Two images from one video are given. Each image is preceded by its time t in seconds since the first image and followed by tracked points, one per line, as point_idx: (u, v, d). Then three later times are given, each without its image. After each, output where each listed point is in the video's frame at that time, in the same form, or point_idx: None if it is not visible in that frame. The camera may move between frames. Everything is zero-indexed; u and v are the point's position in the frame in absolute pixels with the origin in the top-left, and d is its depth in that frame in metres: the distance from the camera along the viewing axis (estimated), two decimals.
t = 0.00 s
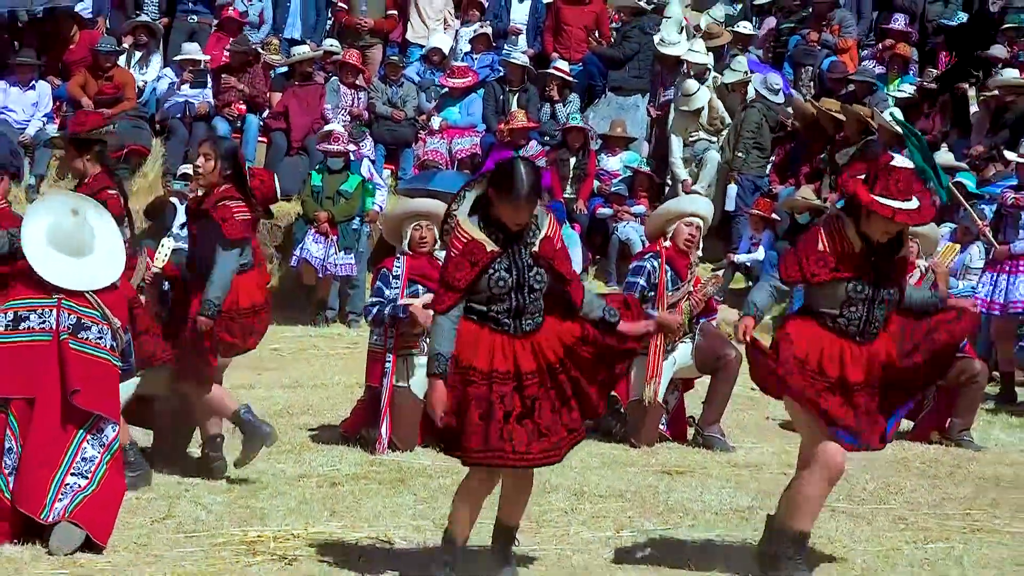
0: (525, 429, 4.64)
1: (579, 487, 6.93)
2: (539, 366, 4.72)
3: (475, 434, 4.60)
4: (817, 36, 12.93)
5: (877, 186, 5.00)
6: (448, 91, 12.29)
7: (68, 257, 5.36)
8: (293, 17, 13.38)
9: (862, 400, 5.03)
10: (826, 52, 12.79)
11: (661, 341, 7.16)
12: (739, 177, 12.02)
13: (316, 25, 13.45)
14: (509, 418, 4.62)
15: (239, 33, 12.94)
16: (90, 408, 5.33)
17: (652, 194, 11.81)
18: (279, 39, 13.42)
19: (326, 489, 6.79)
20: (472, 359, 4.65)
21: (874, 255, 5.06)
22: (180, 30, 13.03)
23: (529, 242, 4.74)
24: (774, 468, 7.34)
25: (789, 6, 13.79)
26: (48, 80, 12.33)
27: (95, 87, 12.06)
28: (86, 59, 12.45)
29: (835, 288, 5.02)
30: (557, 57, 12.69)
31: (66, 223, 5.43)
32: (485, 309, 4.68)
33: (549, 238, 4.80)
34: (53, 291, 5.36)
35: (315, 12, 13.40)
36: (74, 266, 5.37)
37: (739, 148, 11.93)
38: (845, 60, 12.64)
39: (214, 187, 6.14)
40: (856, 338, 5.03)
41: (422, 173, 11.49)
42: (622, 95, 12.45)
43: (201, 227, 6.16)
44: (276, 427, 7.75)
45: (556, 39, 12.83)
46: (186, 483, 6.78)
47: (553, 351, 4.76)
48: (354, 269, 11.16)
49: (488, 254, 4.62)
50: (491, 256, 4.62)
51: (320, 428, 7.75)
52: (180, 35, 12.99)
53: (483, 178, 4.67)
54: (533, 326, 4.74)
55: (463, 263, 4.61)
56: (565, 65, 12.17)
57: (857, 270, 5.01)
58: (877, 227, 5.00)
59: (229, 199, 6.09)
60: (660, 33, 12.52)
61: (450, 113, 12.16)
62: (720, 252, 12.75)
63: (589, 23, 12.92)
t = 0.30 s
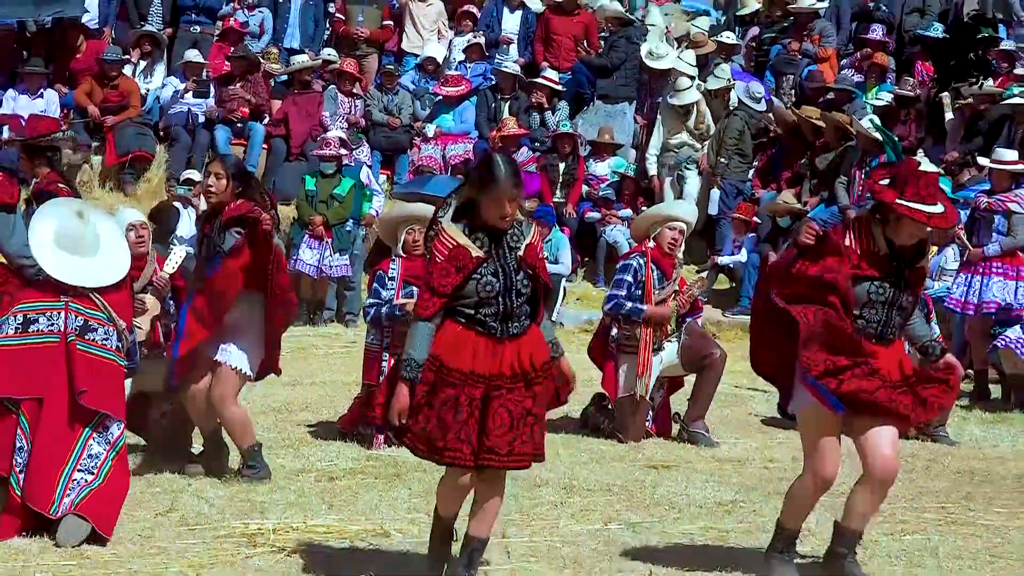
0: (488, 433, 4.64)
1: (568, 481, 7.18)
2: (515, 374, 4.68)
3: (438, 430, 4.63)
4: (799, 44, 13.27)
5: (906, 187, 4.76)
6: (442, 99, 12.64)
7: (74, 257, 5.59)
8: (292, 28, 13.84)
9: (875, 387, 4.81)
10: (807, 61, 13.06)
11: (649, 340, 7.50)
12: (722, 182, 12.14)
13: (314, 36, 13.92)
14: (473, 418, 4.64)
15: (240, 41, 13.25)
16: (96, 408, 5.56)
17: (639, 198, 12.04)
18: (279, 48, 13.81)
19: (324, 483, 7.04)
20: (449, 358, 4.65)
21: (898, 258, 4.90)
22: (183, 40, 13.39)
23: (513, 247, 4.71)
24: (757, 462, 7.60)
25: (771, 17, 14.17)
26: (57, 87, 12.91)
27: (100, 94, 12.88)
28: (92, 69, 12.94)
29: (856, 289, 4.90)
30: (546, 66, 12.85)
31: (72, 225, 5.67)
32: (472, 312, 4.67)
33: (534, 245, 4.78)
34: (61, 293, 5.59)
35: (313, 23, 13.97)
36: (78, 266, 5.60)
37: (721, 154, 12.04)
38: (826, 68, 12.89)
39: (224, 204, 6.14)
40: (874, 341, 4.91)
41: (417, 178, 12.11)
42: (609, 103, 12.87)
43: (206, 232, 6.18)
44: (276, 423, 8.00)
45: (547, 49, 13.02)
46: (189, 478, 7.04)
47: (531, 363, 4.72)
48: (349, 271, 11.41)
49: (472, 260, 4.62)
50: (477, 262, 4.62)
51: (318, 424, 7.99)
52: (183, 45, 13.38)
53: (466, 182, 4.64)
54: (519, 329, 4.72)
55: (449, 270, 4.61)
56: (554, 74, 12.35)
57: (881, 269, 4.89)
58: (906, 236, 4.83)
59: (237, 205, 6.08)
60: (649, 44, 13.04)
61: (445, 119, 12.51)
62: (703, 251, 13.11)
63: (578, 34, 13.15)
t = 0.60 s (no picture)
0: (481, 445, 4.57)
1: (550, 474, 7.45)
2: (491, 382, 4.64)
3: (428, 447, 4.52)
4: (774, 52, 13.63)
5: (938, 180, 4.71)
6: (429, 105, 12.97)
7: (72, 256, 5.81)
8: (284, 36, 14.43)
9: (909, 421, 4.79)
10: (781, 68, 13.42)
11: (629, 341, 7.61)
12: (699, 185, 12.43)
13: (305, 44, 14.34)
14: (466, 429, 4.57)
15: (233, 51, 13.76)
16: (93, 405, 5.80)
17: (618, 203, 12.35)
18: (272, 56, 14.35)
19: (315, 476, 7.29)
20: (424, 373, 4.60)
21: (926, 259, 4.88)
22: (179, 48, 13.87)
23: (481, 263, 4.67)
24: (732, 456, 7.88)
25: (746, 25, 14.34)
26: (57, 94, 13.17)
27: (99, 101, 13.14)
28: (91, 76, 13.23)
29: (888, 298, 4.85)
30: (530, 74, 13.26)
31: (71, 227, 5.90)
32: (439, 329, 4.65)
33: (508, 260, 4.73)
34: (60, 293, 5.83)
35: (305, 32, 14.42)
36: (75, 264, 5.81)
37: (698, 160, 12.45)
38: (799, 76, 13.14)
39: (212, 201, 6.33)
40: (913, 346, 4.89)
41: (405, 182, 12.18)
42: (591, 109, 13.05)
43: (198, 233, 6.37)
44: (269, 418, 8.25)
45: (530, 57, 13.38)
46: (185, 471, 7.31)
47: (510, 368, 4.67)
48: (336, 270, 11.62)
49: (438, 274, 4.57)
50: (443, 275, 4.57)
51: (310, 419, 8.25)
52: (179, 53, 13.82)
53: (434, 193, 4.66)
54: (487, 344, 4.68)
55: (416, 284, 4.55)
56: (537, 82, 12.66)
57: (914, 275, 4.80)
58: (934, 234, 4.83)
59: (232, 207, 6.29)
60: (630, 54, 13.29)
61: (432, 125, 12.77)
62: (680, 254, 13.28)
63: (562, 43, 13.44)
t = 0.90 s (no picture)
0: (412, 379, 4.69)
1: (525, 467, 7.61)
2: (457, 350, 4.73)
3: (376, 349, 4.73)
4: (743, 54, 13.93)
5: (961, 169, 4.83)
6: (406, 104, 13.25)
7: (56, 255, 6.00)
8: (264, 38, 14.70)
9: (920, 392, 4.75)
10: (750, 70, 13.74)
11: (599, 331, 7.92)
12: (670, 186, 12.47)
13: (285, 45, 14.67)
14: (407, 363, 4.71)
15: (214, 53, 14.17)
16: (77, 398, 5.95)
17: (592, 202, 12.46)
18: (252, 57, 14.66)
19: (294, 469, 7.44)
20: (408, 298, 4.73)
21: (957, 244, 4.90)
22: (160, 50, 14.17)
23: (502, 237, 4.88)
24: (702, 449, 8.05)
25: (716, 28, 14.70)
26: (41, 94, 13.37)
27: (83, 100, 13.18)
28: (75, 76, 13.42)
29: (915, 267, 4.89)
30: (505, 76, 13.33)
31: (55, 227, 6.09)
32: (443, 287, 4.73)
33: (524, 248, 4.95)
34: (45, 290, 5.98)
35: (284, 34, 14.70)
36: (59, 263, 6.01)
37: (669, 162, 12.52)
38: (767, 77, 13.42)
39: (184, 190, 6.51)
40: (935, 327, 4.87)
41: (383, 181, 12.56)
42: (564, 110, 13.13)
43: (173, 217, 6.43)
44: (249, 412, 8.40)
45: (504, 59, 13.48)
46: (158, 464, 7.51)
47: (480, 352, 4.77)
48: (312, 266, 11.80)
49: (457, 228, 4.77)
50: (461, 230, 4.78)
51: (288, 413, 8.39)
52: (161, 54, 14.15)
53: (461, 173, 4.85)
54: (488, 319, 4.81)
55: (432, 223, 4.76)
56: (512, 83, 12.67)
57: (942, 252, 4.87)
58: (973, 222, 4.83)
59: (207, 188, 6.50)
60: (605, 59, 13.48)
61: (409, 124, 13.04)
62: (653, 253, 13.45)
63: (535, 44, 13.59)
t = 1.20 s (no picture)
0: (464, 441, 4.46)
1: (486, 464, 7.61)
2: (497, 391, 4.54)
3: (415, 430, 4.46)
4: (704, 51, 13.91)
5: (1000, 172, 4.69)
6: (368, 100, 13.39)
7: (17, 252, 5.94)
8: (225, 33, 14.78)
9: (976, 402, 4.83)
10: (711, 66, 13.77)
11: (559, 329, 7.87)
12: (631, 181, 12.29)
13: (246, 40, 14.76)
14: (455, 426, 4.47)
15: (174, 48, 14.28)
16: (36, 395, 5.91)
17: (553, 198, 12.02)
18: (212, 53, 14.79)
19: (255, 466, 7.41)
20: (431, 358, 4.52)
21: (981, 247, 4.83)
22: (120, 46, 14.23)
23: (509, 256, 4.68)
24: (663, 445, 8.08)
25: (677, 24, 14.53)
26: None
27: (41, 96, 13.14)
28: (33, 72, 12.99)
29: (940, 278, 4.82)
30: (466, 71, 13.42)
31: (15, 224, 6.04)
32: (462, 321, 4.58)
33: (534, 259, 4.75)
34: (4, 287, 5.93)
35: (245, 29, 14.78)
36: (20, 261, 5.94)
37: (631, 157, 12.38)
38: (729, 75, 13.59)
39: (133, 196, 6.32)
40: (958, 333, 4.88)
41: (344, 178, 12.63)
42: (525, 106, 13.16)
43: (121, 223, 6.31)
44: (210, 409, 8.38)
45: (466, 55, 13.61)
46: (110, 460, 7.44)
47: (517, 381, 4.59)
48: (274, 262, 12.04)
49: (461, 264, 4.57)
50: (466, 266, 4.57)
51: (249, 409, 8.38)
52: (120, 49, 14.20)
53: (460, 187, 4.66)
54: (511, 344, 4.63)
55: (434, 270, 4.56)
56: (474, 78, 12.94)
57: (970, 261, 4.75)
58: (990, 221, 4.77)
59: (157, 192, 6.31)
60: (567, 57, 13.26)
61: (370, 121, 13.23)
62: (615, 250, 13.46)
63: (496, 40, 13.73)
